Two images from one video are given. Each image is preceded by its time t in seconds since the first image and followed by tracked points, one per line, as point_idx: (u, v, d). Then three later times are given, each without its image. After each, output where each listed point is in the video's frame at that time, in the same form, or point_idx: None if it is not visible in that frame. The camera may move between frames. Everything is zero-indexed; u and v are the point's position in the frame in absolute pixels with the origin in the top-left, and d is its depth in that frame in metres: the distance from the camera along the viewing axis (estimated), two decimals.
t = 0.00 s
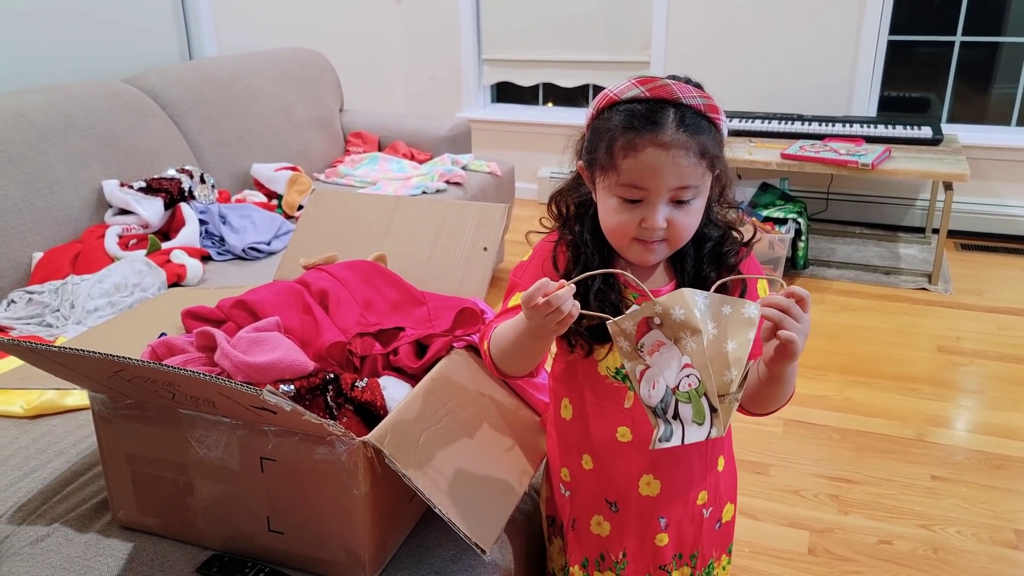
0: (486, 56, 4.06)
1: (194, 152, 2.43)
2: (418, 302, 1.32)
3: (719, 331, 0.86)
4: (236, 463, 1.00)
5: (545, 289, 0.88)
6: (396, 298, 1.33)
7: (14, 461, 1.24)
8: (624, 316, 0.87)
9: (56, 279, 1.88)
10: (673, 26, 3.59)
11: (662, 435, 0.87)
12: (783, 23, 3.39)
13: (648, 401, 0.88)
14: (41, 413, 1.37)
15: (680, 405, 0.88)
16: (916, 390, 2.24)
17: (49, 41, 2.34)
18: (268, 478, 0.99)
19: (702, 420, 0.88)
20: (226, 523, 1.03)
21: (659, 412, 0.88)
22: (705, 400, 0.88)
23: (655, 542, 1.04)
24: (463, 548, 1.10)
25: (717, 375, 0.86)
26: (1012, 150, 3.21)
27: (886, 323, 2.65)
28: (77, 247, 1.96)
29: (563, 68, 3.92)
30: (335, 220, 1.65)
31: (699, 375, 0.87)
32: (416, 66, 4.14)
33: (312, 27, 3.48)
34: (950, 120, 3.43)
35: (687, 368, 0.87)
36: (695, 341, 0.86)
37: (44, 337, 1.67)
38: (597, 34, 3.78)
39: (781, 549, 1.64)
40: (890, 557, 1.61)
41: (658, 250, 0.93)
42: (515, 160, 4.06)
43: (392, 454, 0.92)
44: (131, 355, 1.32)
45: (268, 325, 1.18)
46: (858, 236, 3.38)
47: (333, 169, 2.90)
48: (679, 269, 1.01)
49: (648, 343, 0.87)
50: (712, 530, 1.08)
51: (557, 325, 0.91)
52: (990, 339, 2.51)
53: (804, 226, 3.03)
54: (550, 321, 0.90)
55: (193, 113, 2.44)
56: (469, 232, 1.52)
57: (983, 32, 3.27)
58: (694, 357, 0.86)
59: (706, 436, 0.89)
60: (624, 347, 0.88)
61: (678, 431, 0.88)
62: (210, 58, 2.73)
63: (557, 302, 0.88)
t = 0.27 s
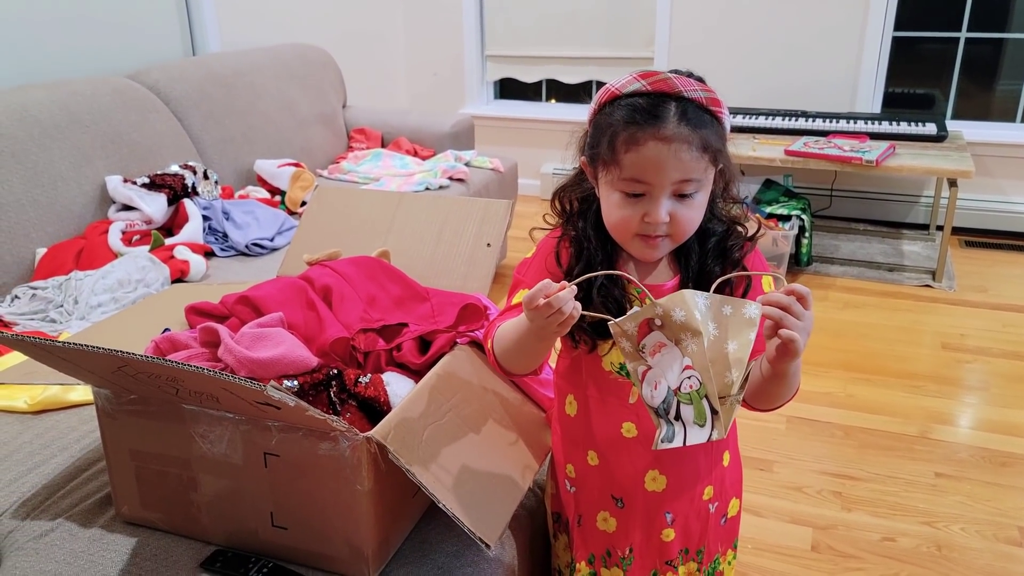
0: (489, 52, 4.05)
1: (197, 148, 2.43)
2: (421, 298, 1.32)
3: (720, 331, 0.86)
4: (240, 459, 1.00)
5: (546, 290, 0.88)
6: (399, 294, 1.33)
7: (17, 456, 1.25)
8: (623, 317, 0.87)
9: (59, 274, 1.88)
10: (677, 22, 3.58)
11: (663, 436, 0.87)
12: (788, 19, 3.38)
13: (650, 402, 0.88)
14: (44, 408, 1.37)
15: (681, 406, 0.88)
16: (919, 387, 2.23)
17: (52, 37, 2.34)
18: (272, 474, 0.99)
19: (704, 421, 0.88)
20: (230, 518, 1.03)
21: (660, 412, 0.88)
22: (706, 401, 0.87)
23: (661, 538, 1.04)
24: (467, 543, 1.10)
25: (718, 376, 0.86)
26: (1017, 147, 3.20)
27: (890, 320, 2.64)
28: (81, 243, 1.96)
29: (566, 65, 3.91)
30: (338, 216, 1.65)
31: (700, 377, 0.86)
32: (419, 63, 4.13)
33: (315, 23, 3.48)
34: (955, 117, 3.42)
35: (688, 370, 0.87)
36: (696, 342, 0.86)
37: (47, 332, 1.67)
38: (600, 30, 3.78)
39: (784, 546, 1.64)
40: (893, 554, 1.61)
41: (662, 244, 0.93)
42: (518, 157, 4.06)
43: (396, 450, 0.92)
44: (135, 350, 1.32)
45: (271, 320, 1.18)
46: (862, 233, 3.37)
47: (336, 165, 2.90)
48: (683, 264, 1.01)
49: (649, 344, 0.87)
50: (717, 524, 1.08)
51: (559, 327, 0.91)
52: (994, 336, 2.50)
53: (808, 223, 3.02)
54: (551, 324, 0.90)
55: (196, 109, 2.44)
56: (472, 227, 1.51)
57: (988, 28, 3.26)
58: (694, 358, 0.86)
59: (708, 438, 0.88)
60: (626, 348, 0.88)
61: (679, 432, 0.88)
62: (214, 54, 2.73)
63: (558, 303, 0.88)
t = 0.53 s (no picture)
0: (489, 51, 4.05)
1: (197, 146, 2.43)
2: (421, 297, 1.32)
3: (715, 334, 0.86)
4: (240, 457, 1.00)
5: (542, 291, 0.88)
6: (399, 292, 1.33)
7: (17, 455, 1.25)
8: (620, 319, 0.86)
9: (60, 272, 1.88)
10: (678, 21, 3.57)
11: (658, 438, 0.88)
12: (789, 17, 3.38)
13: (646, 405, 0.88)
14: (44, 406, 1.37)
15: (675, 409, 0.88)
16: (920, 385, 2.23)
17: (53, 35, 2.34)
18: (272, 472, 0.99)
19: (697, 423, 0.89)
20: (230, 516, 1.03)
21: (655, 415, 0.88)
22: (699, 404, 0.88)
23: (660, 535, 1.04)
24: (467, 541, 1.10)
25: (712, 379, 0.87)
26: (1018, 146, 3.19)
27: (891, 319, 2.64)
28: (82, 241, 1.96)
29: (566, 63, 3.91)
30: (338, 214, 1.65)
31: (694, 379, 0.87)
32: (419, 61, 4.13)
33: (316, 21, 3.47)
34: (956, 115, 3.42)
35: (682, 372, 0.87)
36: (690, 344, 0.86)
37: (48, 330, 1.67)
38: (601, 28, 3.77)
39: (784, 544, 1.64)
40: (893, 552, 1.61)
41: (656, 241, 0.92)
42: (519, 155, 4.06)
43: (397, 449, 0.92)
44: (136, 348, 1.32)
45: (272, 318, 1.17)
46: (863, 231, 3.37)
47: (336, 163, 2.90)
48: (683, 263, 1.01)
49: (645, 346, 0.87)
50: (717, 523, 1.08)
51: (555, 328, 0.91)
52: (995, 335, 2.50)
53: (809, 221, 3.02)
54: (546, 325, 0.90)
55: (197, 107, 2.44)
56: (473, 226, 1.51)
57: (989, 27, 3.25)
58: (688, 361, 0.87)
59: (700, 440, 0.89)
60: (621, 349, 0.88)
61: (673, 434, 0.89)
62: (214, 52, 2.73)
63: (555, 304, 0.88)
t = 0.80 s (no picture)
0: (490, 50, 4.05)
1: (198, 145, 2.42)
2: (422, 296, 1.32)
3: (707, 338, 0.86)
4: (240, 457, 0.99)
5: (536, 293, 0.88)
6: (400, 292, 1.33)
7: (17, 455, 1.24)
8: (612, 321, 0.87)
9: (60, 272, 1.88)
10: (678, 20, 3.57)
11: (650, 441, 0.88)
12: (790, 16, 3.37)
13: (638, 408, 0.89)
14: (44, 406, 1.37)
15: (667, 413, 0.88)
16: (921, 385, 2.23)
17: (53, 34, 2.34)
18: (272, 473, 0.98)
19: (688, 429, 0.88)
20: (230, 517, 1.03)
21: (647, 417, 0.89)
22: (690, 409, 0.87)
23: (660, 536, 1.04)
24: (467, 542, 1.09)
25: (703, 384, 0.86)
26: (1019, 145, 3.19)
27: (892, 318, 2.63)
28: (82, 240, 1.96)
29: (566, 62, 3.91)
30: (338, 214, 1.64)
31: (686, 385, 0.86)
32: (420, 59, 4.12)
33: (316, 20, 3.47)
34: (957, 114, 3.41)
35: (674, 377, 0.86)
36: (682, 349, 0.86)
37: (48, 330, 1.67)
38: (602, 27, 3.77)
39: (785, 544, 1.64)
40: (894, 552, 1.61)
41: (650, 240, 0.92)
42: (519, 154, 4.05)
43: (397, 449, 0.92)
44: (136, 348, 1.32)
45: (271, 318, 1.17)
46: (863, 231, 3.37)
47: (336, 162, 2.90)
48: (682, 264, 1.00)
49: (638, 349, 0.87)
50: (717, 523, 1.08)
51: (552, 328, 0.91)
52: (996, 335, 2.50)
53: (810, 220, 3.01)
54: (542, 326, 0.90)
55: (197, 106, 2.44)
56: (473, 225, 1.51)
57: (990, 26, 3.25)
58: (680, 366, 0.86)
59: (691, 446, 0.88)
60: (615, 351, 0.89)
61: (665, 438, 0.88)
62: (214, 52, 2.73)
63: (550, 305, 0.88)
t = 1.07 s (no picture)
0: (491, 48, 4.04)
1: (199, 144, 2.42)
2: (423, 295, 1.32)
3: (703, 345, 0.86)
4: (241, 457, 0.99)
5: (537, 297, 0.88)
6: (401, 291, 1.32)
7: (17, 454, 1.24)
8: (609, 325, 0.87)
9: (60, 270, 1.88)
10: (680, 18, 3.56)
11: (645, 445, 0.88)
12: (792, 14, 3.36)
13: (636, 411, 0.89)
14: (44, 406, 1.37)
15: (663, 418, 0.88)
16: (923, 384, 2.22)
17: (54, 32, 2.34)
18: (274, 472, 0.98)
19: (683, 436, 0.88)
20: (230, 516, 1.03)
21: (644, 422, 0.89)
22: (685, 416, 0.87)
23: (660, 536, 1.04)
24: (468, 542, 1.09)
25: (699, 392, 0.87)
26: (1021, 143, 3.18)
27: (894, 317, 2.63)
28: (82, 239, 1.95)
29: (568, 60, 3.90)
30: (339, 213, 1.64)
31: (681, 393, 0.86)
32: (421, 58, 4.12)
33: (317, 18, 3.46)
34: (959, 113, 3.40)
35: (671, 384, 0.87)
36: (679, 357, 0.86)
37: (48, 329, 1.67)
38: (603, 25, 3.76)
39: (787, 544, 1.64)
40: (896, 551, 1.60)
41: (649, 238, 0.92)
42: (520, 152, 4.05)
43: (397, 448, 0.92)
44: (137, 347, 1.31)
45: (272, 317, 1.17)
46: (865, 229, 3.36)
47: (337, 161, 2.89)
48: (682, 264, 1.00)
49: (635, 355, 0.88)
50: (718, 524, 1.08)
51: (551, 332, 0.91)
52: (998, 334, 2.49)
53: (811, 219, 3.01)
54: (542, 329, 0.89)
55: (198, 105, 2.43)
56: (475, 224, 1.51)
57: (992, 24, 3.24)
58: (677, 373, 0.87)
59: (685, 453, 0.88)
60: (612, 355, 0.90)
61: (660, 445, 0.88)
62: (216, 50, 2.73)
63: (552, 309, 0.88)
